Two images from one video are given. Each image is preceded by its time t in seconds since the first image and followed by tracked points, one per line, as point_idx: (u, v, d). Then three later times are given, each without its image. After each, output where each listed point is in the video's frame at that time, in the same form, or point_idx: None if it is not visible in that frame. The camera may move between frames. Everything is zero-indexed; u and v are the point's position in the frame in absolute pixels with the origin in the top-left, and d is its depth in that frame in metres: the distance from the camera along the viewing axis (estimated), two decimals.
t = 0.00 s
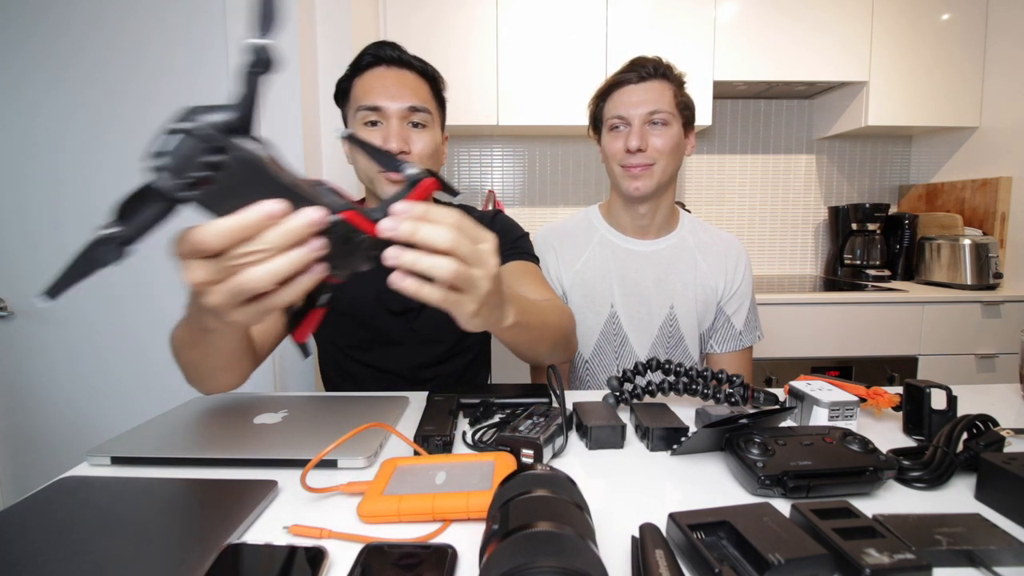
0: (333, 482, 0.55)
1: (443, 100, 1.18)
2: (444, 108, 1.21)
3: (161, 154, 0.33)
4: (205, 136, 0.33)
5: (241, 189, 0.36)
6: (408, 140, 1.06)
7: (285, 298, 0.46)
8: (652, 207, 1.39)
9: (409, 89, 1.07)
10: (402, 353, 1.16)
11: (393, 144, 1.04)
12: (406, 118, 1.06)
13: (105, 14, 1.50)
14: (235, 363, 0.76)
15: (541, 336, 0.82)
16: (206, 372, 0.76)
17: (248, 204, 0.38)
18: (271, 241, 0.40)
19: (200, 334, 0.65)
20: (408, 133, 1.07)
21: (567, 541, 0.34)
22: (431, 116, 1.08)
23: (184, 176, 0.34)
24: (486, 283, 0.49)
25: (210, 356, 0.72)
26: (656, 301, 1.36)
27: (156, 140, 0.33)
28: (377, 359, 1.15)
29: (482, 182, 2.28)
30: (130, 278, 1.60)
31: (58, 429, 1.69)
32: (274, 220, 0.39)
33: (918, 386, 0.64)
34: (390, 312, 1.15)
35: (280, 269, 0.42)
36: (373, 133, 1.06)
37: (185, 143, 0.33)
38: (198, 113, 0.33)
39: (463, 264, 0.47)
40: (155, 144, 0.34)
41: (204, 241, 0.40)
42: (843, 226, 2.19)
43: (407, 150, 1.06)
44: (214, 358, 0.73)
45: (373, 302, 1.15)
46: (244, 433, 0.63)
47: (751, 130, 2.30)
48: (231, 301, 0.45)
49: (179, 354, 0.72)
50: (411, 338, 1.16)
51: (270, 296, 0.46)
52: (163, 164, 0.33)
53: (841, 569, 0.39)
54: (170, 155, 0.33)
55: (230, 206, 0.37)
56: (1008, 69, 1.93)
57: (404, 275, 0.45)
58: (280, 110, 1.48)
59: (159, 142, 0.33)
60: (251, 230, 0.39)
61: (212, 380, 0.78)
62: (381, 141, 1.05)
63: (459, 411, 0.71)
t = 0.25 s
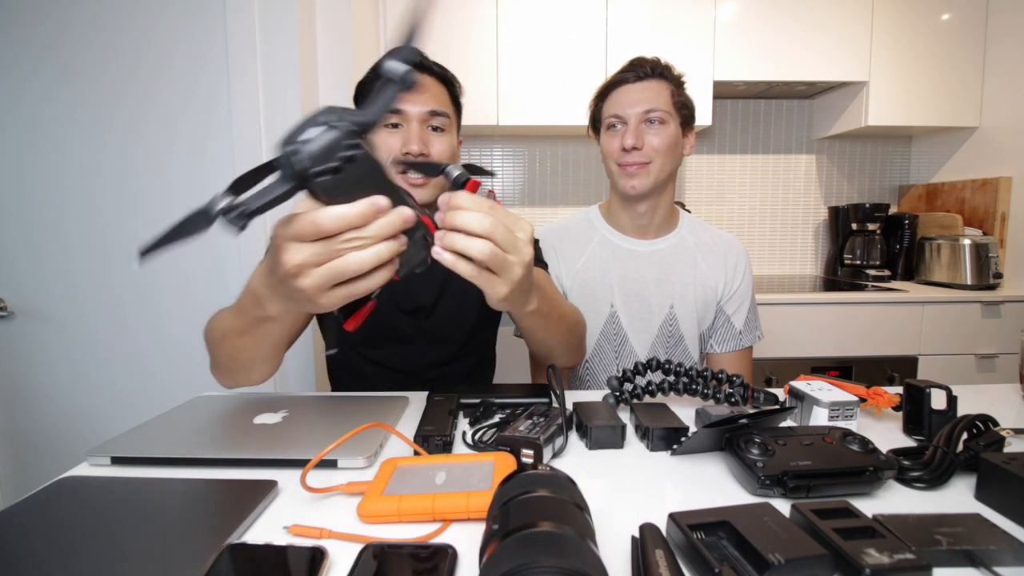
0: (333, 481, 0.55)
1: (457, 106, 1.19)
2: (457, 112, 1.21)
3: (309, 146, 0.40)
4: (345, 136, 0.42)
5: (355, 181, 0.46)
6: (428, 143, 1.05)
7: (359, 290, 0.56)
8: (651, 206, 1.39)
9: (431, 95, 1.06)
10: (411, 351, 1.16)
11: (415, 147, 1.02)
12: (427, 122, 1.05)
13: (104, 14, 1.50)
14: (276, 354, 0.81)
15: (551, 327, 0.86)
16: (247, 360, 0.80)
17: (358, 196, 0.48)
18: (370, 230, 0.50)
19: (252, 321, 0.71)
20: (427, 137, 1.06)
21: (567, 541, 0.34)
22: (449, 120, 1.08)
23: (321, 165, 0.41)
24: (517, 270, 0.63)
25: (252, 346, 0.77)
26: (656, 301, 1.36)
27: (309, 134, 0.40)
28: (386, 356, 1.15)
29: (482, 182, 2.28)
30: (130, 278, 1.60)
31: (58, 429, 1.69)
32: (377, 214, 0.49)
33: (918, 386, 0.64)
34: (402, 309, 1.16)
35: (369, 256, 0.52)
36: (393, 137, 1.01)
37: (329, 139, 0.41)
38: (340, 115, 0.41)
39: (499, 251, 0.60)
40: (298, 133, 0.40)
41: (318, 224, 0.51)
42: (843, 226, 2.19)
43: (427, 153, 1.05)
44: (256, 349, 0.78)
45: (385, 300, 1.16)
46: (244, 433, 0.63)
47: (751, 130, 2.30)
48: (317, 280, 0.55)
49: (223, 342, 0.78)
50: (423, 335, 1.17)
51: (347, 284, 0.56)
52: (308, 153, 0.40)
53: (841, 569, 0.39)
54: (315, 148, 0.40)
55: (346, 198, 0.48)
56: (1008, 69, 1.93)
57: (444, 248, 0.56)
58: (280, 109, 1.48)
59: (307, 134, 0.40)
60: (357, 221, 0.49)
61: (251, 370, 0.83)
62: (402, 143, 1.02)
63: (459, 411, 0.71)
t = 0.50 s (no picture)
0: (333, 482, 0.55)
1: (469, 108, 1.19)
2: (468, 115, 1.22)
3: (358, 131, 0.45)
4: (393, 130, 0.46)
5: (394, 177, 0.50)
6: (438, 145, 1.06)
7: (378, 280, 0.57)
8: (652, 206, 1.39)
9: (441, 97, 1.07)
10: (416, 350, 1.16)
11: (425, 148, 1.04)
12: (437, 124, 1.06)
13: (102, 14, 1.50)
14: (285, 346, 0.81)
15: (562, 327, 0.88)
16: (257, 352, 0.80)
17: (392, 186, 0.50)
18: (401, 220, 0.52)
19: (266, 310, 0.72)
20: (438, 138, 1.07)
21: (567, 541, 0.34)
22: (460, 122, 1.09)
23: (367, 152, 0.46)
24: (531, 268, 0.67)
25: (263, 337, 0.77)
26: (656, 301, 1.36)
27: (361, 121, 0.45)
28: (391, 356, 1.16)
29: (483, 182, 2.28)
30: (131, 278, 1.61)
31: (57, 429, 1.69)
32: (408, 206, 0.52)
33: (918, 386, 0.64)
34: (406, 308, 1.16)
35: (395, 245, 0.54)
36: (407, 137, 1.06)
37: (377, 130, 0.45)
38: (393, 112, 0.46)
39: (513, 250, 0.64)
40: (352, 119, 0.45)
41: (351, 208, 0.53)
42: (843, 226, 2.19)
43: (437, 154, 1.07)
44: (267, 341, 0.78)
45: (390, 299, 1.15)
46: (244, 433, 0.63)
47: (751, 130, 2.30)
48: (341, 263, 0.56)
49: (235, 332, 0.78)
50: (428, 333, 1.16)
51: (366, 273, 0.57)
52: (358, 138, 0.45)
53: (841, 569, 0.39)
54: (363, 134, 0.45)
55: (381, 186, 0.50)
56: (1008, 68, 1.93)
57: (460, 249, 0.60)
58: (279, 110, 1.48)
59: (360, 121, 0.45)
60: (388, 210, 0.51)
61: (260, 361, 0.83)
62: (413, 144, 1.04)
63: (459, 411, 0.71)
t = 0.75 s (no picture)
0: (333, 482, 0.55)
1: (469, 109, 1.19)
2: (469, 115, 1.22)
3: (378, 134, 0.45)
4: (412, 136, 0.47)
5: (407, 183, 0.50)
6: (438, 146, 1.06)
7: (381, 281, 0.57)
8: (652, 205, 1.39)
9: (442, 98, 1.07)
10: (415, 351, 1.16)
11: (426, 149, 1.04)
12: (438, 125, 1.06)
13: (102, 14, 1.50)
14: (283, 342, 0.81)
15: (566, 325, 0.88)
16: (256, 347, 0.80)
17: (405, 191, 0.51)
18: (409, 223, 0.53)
19: (266, 305, 0.72)
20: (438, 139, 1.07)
21: (567, 541, 0.34)
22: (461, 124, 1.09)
23: (385, 154, 0.47)
24: (536, 270, 0.67)
25: (263, 333, 0.77)
26: (656, 301, 1.36)
27: (382, 125, 0.45)
28: (391, 355, 1.16)
29: (482, 182, 2.28)
30: (130, 278, 1.61)
31: (57, 429, 1.69)
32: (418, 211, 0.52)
33: (918, 386, 0.64)
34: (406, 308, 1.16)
35: (400, 247, 0.54)
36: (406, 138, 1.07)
37: (397, 134, 0.46)
38: (415, 119, 0.47)
39: (516, 256, 0.64)
40: (374, 122, 0.46)
41: (362, 207, 0.53)
42: (843, 226, 2.19)
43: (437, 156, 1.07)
44: (267, 337, 0.78)
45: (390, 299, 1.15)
46: (244, 433, 0.63)
47: (751, 130, 2.30)
48: (346, 259, 0.57)
49: (235, 327, 0.78)
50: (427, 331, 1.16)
51: (368, 272, 0.57)
52: (377, 139, 0.46)
53: (841, 569, 0.39)
54: (383, 137, 0.46)
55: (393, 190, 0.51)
56: (1008, 68, 1.93)
57: (464, 259, 0.60)
58: (280, 110, 1.48)
59: (382, 124, 0.46)
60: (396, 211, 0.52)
61: (260, 357, 0.83)
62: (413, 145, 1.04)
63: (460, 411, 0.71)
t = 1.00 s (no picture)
0: (333, 482, 0.55)
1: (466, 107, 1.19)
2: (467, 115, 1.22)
3: (384, 143, 0.45)
4: (418, 146, 0.47)
5: (408, 190, 0.50)
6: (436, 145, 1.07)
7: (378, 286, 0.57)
8: (652, 205, 1.39)
9: (438, 97, 1.07)
10: (415, 351, 1.16)
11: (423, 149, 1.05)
12: (434, 124, 1.06)
13: (102, 14, 1.50)
14: (282, 342, 0.80)
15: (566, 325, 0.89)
16: (256, 347, 0.80)
17: (405, 198, 0.51)
18: (409, 231, 0.53)
19: (265, 305, 0.72)
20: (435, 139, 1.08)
21: (567, 541, 0.34)
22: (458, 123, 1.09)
23: (389, 162, 0.47)
24: (537, 274, 0.67)
25: (263, 333, 0.77)
26: (656, 301, 1.36)
27: (390, 135, 0.45)
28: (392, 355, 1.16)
29: (483, 182, 2.28)
30: (130, 278, 1.61)
31: (57, 429, 1.69)
32: (418, 220, 0.52)
33: (918, 386, 0.64)
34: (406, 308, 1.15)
35: (399, 255, 0.54)
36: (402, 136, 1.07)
37: (404, 144, 0.46)
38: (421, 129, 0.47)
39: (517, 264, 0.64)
40: (381, 130, 0.46)
41: (362, 214, 0.53)
42: (843, 226, 2.19)
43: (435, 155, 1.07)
44: (266, 336, 0.78)
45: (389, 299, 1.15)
46: (244, 433, 0.63)
47: (751, 130, 2.30)
48: (343, 263, 0.57)
49: (234, 326, 0.78)
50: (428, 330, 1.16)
51: (366, 277, 0.57)
52: (383, 149, 0.46)
53: (841, 569, 0.39)
54: (389, 147, 0.46)
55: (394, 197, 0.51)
56: (1008, 68, 1.93)
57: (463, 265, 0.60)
58: (280, 110, 1.48)
59: (389, 133, 0.46)
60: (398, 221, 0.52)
61: (259, 357, 0.82)
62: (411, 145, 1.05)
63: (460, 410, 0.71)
